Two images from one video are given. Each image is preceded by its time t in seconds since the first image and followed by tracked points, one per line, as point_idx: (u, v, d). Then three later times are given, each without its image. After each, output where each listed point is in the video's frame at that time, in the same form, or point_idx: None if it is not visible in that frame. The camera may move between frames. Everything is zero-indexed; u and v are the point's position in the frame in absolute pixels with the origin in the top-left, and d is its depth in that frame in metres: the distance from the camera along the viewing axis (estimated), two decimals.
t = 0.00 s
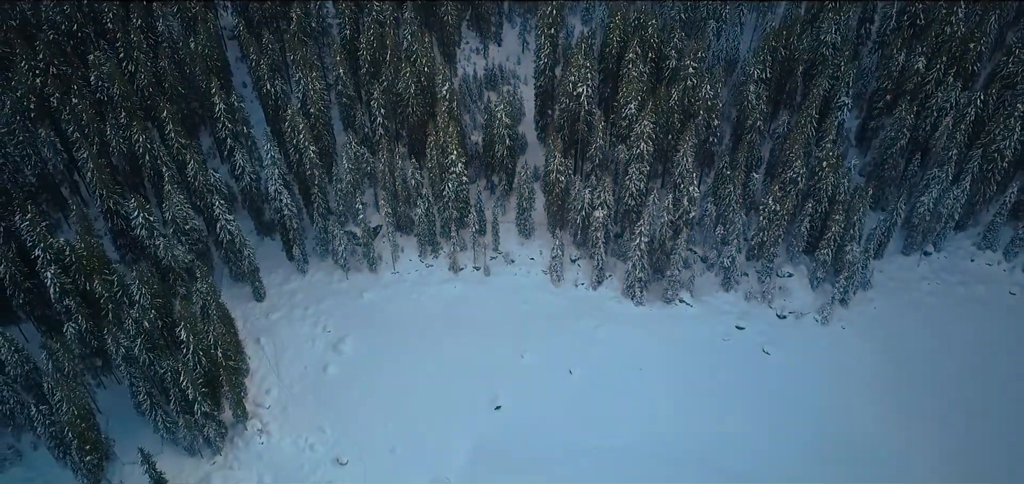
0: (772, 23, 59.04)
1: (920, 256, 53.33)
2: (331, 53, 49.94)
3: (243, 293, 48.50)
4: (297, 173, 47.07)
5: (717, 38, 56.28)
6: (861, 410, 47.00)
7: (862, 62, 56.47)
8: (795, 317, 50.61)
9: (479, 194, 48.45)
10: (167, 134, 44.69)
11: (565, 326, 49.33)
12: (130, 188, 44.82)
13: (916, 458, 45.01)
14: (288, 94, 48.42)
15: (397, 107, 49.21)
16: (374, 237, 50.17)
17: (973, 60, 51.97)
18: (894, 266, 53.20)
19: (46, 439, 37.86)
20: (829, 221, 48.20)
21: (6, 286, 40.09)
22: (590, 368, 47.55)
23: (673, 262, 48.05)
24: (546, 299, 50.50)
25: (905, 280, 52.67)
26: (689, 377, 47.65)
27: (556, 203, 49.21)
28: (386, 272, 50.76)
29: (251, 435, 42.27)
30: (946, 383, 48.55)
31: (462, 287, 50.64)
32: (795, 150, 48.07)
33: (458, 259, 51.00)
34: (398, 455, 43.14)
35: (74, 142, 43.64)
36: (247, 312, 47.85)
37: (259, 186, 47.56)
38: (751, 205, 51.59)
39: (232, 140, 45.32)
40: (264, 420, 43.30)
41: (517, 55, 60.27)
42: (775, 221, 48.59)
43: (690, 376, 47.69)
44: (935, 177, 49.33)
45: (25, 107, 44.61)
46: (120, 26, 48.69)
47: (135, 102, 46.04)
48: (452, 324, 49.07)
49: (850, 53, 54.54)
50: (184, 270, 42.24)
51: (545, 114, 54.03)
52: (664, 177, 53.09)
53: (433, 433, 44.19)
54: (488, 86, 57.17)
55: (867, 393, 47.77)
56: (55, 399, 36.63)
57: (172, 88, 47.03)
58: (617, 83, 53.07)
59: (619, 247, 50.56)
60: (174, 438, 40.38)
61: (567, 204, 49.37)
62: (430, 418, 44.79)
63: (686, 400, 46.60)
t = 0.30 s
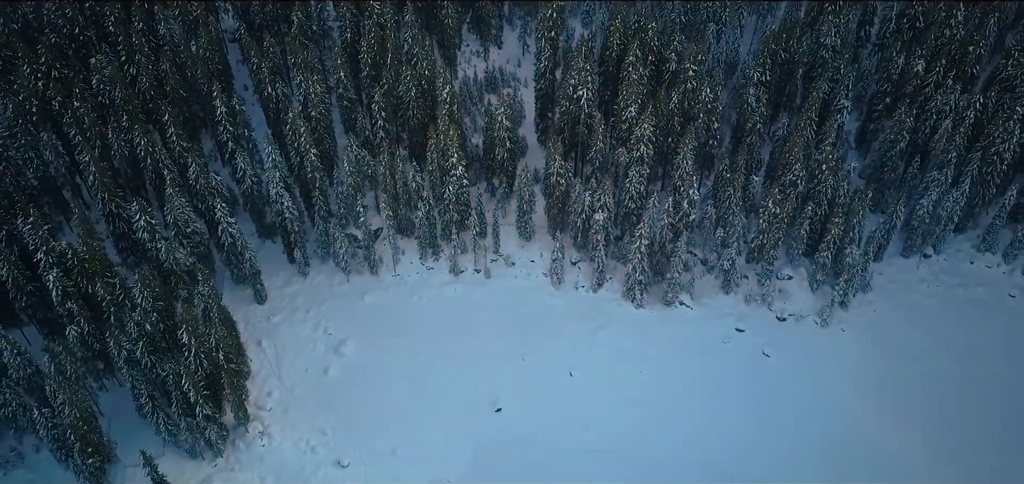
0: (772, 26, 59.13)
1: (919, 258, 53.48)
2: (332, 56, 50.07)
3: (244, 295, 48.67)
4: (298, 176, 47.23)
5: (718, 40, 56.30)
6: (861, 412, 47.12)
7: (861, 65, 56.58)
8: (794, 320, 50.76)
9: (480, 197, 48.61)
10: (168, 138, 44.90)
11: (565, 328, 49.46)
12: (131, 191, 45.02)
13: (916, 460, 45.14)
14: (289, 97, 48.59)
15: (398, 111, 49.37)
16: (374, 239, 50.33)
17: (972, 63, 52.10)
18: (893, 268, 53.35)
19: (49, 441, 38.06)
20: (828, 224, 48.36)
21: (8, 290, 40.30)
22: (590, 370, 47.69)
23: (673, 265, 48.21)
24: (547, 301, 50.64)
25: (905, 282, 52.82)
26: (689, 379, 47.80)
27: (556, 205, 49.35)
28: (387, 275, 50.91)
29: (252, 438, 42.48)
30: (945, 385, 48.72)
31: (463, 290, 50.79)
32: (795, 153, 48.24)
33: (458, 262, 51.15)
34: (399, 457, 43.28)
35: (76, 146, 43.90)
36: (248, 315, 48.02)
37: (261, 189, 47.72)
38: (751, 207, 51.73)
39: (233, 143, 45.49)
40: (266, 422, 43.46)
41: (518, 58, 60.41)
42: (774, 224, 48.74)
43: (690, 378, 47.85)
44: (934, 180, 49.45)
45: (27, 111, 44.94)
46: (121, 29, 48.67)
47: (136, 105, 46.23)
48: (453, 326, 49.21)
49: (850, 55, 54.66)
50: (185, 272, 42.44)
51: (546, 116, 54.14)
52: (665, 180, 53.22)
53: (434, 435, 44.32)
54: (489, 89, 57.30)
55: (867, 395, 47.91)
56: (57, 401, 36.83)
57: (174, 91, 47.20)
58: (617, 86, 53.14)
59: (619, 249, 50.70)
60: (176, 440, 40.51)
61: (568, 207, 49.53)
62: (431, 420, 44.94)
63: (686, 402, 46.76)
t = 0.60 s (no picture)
0: (775, 27, 59.11)
1: (923, 260, 53.42)
2: (336, 57, 50.15)
3: (248, 296, 48.81)
4: (301, 177, 47.37)
5: (720, 42, 56.28)
6: (863, 414, 47.10)
7: (864, 67, 56.53)
8: (797, 322, 50.75)
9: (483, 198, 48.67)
10: (173, 139, 45.08)
11: (567, 329, 49.52)
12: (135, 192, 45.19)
13: (918, 462, 45.12)
14: (292, 98, 48.71)
15: (401, 112, 49.46)
16: (378, 240, 50.43)
17: (975, 66, 52.04)
18: (897, 270, 53.29)
19: (53, 440, 38.22)
20: (831, 226, 48.36)
21: (13, 290, 40.48)
22: (592, 371, 47.74)
23: (676, 267, 48.24)
24: (549, 302, 50.70)
25: (907, 285, 52.79)
26: (691, 381, 47.83)
27: (559, 207, 49.40)
28: (390, 276, 51.00)
29: (256, 438, 42.62)
30: (948, 389, 48.62)
31: (466, 291, 50.86)
32: (798, 155, 48.26)
33: (461, 263, 51.21)
34: (401, 457, 43.35)
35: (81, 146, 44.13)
36: (251, 315, 48.16)
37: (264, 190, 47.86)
38: (754, 209, 51.70)
39: (237, 144, 45.63)
40: (269, 422, 43.60)
41: (520, 59, 60.45)
42: (777, 226, 48.74)
43: (693, 380, 47.87)
44: (937, 182, 49.39)
45: (33, 112, 45.30)
46: (125, 30, 48.87)
47: (141, 106, 46.38)
48: (455, 327, 49.30)
49: (853, 58, 54.64)
50: (189, 273, 42.56)
51: (549, 118, 54.15)
52: (667, 181, 53.23)
53: (436, 435, 44.40)
54: (492, 90, 57.39)
55: (869, 397, 47.90)
56: (61, 401, 36.98)
57: (178, 92, 47.32)
58: (620, 87, 53.13)
59: (622, 251, 50.73)
60: (180, 440, 40.64)
61: (570, 208, 49.59)
62: (433, 420, 45.01)
63: (688, 404, 46.78)
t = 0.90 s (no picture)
0: (792, 31, 58.68)
1: (939, 267, 53.05)
2: (352, 56, 50.35)
3: (261, 292, 49.12)
4: (316, 174, 47.60)
5: (736, 45, 55.84)
6: (875, 422, 46.65)
7: (882, 71, 56.12)
8: (810, 328, 50.46)
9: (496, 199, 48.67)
10: (189, 135, 45.41)
11: (578, 331, 49.44)
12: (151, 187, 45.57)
13: (931, 472, 44.57)
14: (308, 96, 48.91)
15: (415, 111, 49.54)
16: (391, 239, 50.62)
17: (995, 72, 51.25)
18: (912, 277, 52.88)
19: (67, 433, 38.58)
20: (846, 231, 48.03)
21: (30, 283, 40.93)
22: (603, 374, 47.58)
23: (689, 270, 48.07)
24: (561, 304, 50.65)
25: (922, 292, 52.35)
26: (703, 386, 47.57)
27: (572, 208, 49.34)
28: (402, 275, 51.16)
29: (267, 434, 42.74)
30: (959, 396, 48.18)
31: (478, 291, 50.89)
32: (813, 159, 47.98)
33: (473, 263, 51.28)
34: (410, 457, 43.33)
35: (98, 142, 44.50)
36: (264, 312, 48.44)
37: (279, 188, 48.14)
38: (768, 213, 51.43)
39: (253, 141, 45.91)
40: (280, 419, 43.77)
41: (536, 59, 60.44)
42: (791, 230, 48.48)
43: (704, 385, 47.61)
44: (954, 189, 48.88)
45: (51, 107, 45.80)
46: (144, 27, 49.27)
47: (158, 102, 46.69)
48: (466, 327, 49.34)
49: (870, 62, 54.24)
50: (203, 269, 42.84)
51: (563, 119, 54.08)
52: (681, 184, 53.04)
53: (445, 436, 44.34)
54: (506, 91, 57.41)
55: (881, 403, 47.53)
56: (76, 394, 37.33)
57: (194, 89, 47.62)
58: (635, 89, 52.97)
59: (635, 253, 50.64)
60: (191, 435, 40.92)
61: (583, 210, 49.54)
62: (442, 421, 44.98)
63: (699, 409, 46.51)
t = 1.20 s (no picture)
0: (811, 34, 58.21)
1: (956, 275, 52.54)
2: (369, 55, 50.53)
3: (276, 288, 49.40)
4: (332, 172, 47.77)
5: (755, 48, 55.42)
6: (889, 429, 46.19)
7: (902, 76, 55.61)
8: (825, 334, 50.08)
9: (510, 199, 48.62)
10: (207, 131, 45.70)
11: (591, 332, 49.33)
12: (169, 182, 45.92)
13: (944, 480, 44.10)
14: (325, 94, 49.08)
15: (431, 110, 49.61)
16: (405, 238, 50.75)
17: (1018, 78, 50.32)
18: (929, 284, 52.36)
19: (83, 424, 38.95)
20: (862, 237, 47.62)
21: (49, 275, 41.34)
22: (615, 376, 47.43)
23: (703, 273, 47.84)
24: (574, 305, 50.54)
25: (940, 299, 51.82)
26: (715, 389, 47.31)
27: (587, 209, 49.23)
28: (416, 273, 51.26)
29: (279, 429, 42.94)
30: (971, 405, 47.65)
31: (491, 291, 50.89)
32: (831, 164, 47.56)
33: (487, 263, 51.31)
34: (420, 455, 43.34)
35: (117, 136, 44.94)
36: (279, 308, 48.70)
37: (295, 185, 48.37)
38: (784, 218, 51.08)
39: (270, 138, 46.16)
40: (293, 414, 43.93)
41: (553, 60, 60.37)
42: (807, 235, 48.12)
43: (716, 388, 47.35)
44: (973, 196, 48.23)
45: (72, 102, 46.31)
46: (164, 23, 49.69)
47: (176, 98, 47.05)
48: (479, 326, 49.35)
49: (890, 67, 53.72)
50: (219, 264, 43.09)
51: (579, 120, 53.96)
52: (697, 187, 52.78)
53: (455, 435, 44.33)
54: (523, 91, 57.39)
55: (895, 411, 47.08)
56: (91, 386, 37.65)
57: (213, 85, 47.92)
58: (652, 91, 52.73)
59: (649, 255, 50.45)
60: (204, 429, 41.14)
61: (598, 211, 49.42)
62: (452, 419, 44.99)
63: (710, 413, 46.25)
